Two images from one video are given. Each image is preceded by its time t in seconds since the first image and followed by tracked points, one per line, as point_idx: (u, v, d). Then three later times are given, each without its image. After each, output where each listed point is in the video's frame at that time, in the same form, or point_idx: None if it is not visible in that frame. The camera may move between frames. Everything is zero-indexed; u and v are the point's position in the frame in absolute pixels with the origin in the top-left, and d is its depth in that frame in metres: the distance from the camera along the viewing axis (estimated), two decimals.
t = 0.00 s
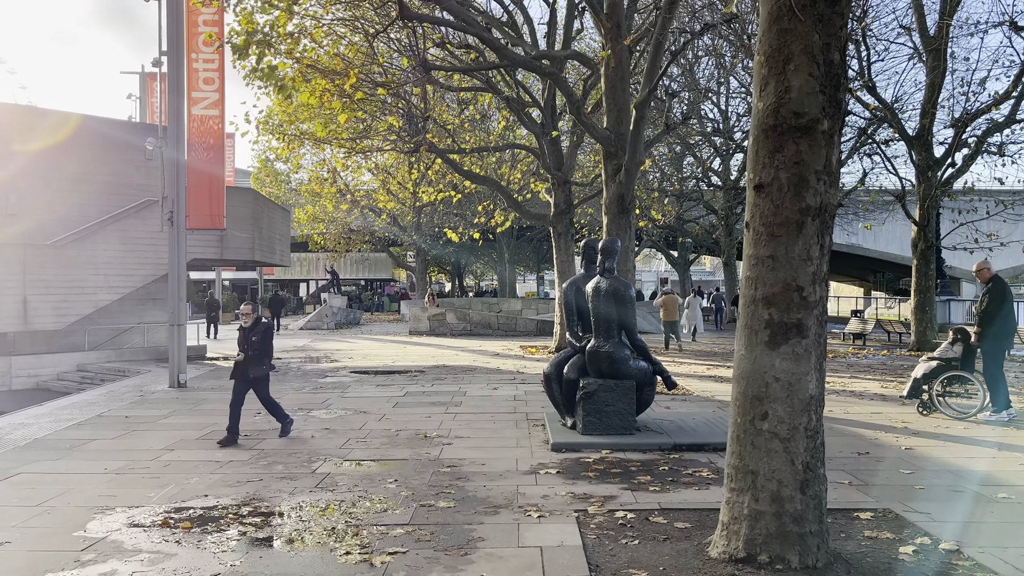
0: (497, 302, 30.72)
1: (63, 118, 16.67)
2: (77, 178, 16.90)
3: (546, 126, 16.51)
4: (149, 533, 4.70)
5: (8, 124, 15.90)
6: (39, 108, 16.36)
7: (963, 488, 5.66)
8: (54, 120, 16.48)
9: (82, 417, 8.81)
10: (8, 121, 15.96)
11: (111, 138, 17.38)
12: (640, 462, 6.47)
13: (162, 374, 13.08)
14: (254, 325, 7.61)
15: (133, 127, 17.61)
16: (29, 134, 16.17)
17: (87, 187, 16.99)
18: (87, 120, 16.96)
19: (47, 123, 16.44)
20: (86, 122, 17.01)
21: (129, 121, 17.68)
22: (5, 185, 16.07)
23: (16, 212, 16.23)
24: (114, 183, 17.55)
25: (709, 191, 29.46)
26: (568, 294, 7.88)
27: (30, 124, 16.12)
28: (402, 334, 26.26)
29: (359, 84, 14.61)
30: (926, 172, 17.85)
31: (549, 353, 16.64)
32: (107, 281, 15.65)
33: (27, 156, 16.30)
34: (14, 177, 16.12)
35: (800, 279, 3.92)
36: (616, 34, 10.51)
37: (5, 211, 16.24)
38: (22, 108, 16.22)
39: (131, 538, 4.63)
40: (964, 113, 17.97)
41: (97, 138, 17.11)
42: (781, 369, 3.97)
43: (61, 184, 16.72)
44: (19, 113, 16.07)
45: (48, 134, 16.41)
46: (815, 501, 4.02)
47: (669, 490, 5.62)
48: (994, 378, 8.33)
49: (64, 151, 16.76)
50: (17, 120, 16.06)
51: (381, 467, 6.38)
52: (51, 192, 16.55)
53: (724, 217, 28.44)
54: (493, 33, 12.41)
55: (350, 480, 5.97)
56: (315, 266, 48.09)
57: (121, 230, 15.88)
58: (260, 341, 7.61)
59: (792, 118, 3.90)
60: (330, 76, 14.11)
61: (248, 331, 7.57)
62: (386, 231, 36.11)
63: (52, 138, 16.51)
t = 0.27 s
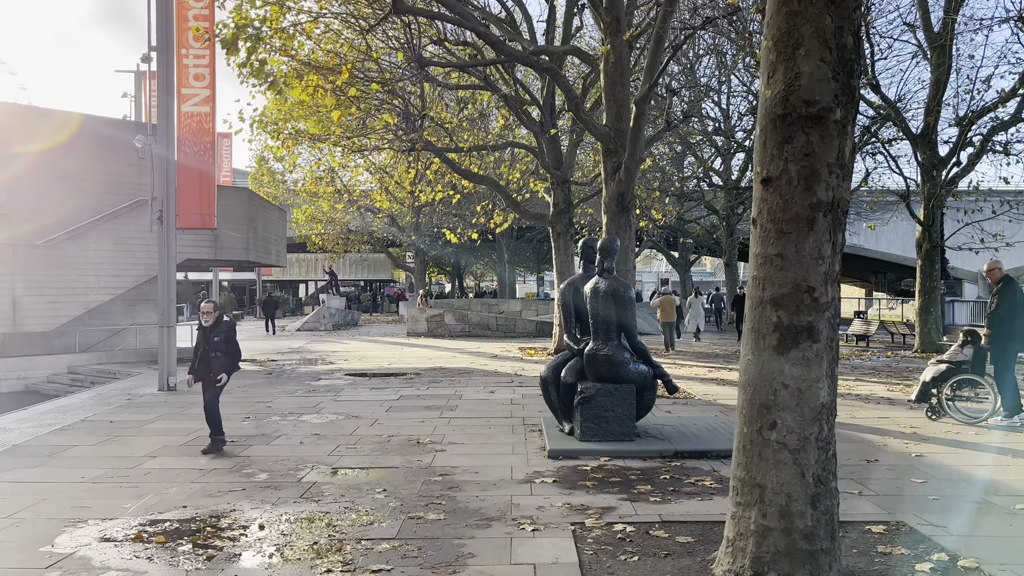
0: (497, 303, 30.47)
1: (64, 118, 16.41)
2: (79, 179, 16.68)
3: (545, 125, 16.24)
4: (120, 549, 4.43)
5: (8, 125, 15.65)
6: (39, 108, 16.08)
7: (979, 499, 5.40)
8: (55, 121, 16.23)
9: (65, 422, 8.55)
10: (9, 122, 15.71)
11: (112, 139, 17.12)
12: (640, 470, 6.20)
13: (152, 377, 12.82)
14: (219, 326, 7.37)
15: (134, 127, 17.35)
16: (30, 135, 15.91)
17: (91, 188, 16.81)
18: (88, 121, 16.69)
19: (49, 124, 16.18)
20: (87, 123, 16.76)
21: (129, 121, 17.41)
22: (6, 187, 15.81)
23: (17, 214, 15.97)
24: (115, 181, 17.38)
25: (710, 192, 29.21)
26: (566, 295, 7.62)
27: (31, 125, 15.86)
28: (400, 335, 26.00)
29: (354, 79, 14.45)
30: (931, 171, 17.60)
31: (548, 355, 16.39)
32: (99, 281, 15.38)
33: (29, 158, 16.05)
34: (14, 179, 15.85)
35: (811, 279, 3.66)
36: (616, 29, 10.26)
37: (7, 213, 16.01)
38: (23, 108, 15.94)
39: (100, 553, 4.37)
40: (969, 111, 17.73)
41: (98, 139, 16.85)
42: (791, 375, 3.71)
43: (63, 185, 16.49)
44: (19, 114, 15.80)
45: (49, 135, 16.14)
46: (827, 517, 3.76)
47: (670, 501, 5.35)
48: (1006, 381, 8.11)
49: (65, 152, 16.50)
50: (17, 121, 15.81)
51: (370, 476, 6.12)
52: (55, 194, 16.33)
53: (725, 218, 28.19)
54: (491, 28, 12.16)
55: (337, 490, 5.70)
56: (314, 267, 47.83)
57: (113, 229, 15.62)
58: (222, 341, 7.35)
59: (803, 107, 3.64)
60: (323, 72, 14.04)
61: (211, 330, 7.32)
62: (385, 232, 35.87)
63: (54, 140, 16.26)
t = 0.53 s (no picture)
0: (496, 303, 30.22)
1: (65, 118, 16.12)
2: (81, 180, 16.41)
3: (545, 123, 15.98)
4: (92, 565, 4.18)
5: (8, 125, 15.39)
6: (40, 108, 15.82)
7: (1000, 509, 5.14)
8: (56, 120, 15.95)
9: (49, 427, 8.30)
10: (9, 123, 15.46)
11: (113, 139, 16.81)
12: (642, 477, 5.96)
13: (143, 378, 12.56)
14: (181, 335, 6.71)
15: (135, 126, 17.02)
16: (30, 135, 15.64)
17: (93, 189, 16.53)
18: (90, 121, 16.40)
19: (49, 123, 15.90)
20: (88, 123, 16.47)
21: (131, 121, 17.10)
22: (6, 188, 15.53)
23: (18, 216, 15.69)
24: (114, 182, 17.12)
25: (711, 191, 28.95)
26: (566, 295, 7.36)
27: (31, 125, 15.62)
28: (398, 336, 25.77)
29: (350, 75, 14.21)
30: (937, 169, 17.33)
31: (548, 356, 16.13)
32: (91, 281, 15.15)
33: (30, 158, 15.76)
34: (15, 180, 15.57)
35: (828, 278, 3.41)
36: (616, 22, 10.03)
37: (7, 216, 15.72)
38: (23, 108, 15.68)
39: (70, 570, 4.11)
40: (975, 109, 17.46)
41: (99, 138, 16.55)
42: (806, 380, 3.45)
43: (63, 186, 16.19)
44: (20, 114, 15.55)
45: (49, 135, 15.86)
46: (844, 532, 3.50)
47: (675, 512, 5.08)
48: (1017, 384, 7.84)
49: (66, 153, 16.21)
50: (18, 121, 15.56)
51: (360, 484, 5.86)
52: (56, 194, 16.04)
53: (727, 217, 27.93)
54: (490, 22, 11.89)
55: (326, 500, 5.44)
56: (314, 267, 47.58)
57: (105, 227, 15.40)
58: (183, 353, 6.70)
59: (821, 93, 3.38)
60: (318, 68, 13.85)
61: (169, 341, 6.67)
62: (384, 232, 35.62)
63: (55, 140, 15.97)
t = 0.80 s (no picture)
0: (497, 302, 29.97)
1: (65, 118, 15.90)
2: (83, 179, 16.13)
3: (546, 119, 15.73)
4: None
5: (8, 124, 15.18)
6: (40, 108, 15.61)
7: None
8: (56, 120, 15.72)
9: (35, 429, 8.06)
10: (9, 122, 15.24)
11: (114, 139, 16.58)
12: (648, 483, 5.71)
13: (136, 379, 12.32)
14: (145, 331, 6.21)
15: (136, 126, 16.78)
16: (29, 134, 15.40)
17: (96, 188, 16.20)
18: (91, 121, 16.17)
19: (49, 123, 15.68)
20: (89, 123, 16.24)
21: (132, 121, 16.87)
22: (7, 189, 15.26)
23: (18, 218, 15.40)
24: (118, 184, 16.86)
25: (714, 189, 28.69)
26: (568, 294, 7.12)
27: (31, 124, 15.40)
28: (398, 336, 25.53)
29: (347, 70, 13.96)
30: (944, 166, 17.05)
31: (549, 356, 15.88)
32: (85, 280, 14.91)
33: (31, 158, 15.51)
34: (15, 180, 15.31)
35: (853, 274, 3.16)
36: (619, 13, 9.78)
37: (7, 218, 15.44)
38: (23, 108, 15.47)
39: None
40: (982, 105, 17.18)
41: (100, 139, 16.31)
42: (828, 384, 3.21)
43: (64, 187, 15.92)
44: (19, 113, 15.33)
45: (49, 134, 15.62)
46: (869, 545, 3.26)
47: (684, 521, 4.83)
48: None
49: (67, 153, 15.96)
50: (18, 121, 15.34)
51: (354, 490, 5.61)
52: (57, 194, 15.74)
53: (729, 216, 27.67)
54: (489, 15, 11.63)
55: (317, 508, 5.19)
56: (314, 267, 47.35)
57: (100, 226, 15.16)
58: (148, 350, 6.19)
59: (845, 75, 3.14)
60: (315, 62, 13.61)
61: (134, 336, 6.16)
62: (384, 231, 35.38)
63: (56, 140, 15.73)
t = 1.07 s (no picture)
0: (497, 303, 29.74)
1: (67, 119, 15.76)
2: (84, 179, 15.91)
3: (547, 117, 15.49)
4: None
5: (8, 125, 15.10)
6: (41, 108, 15.49)
7: None
8: (57, 120, 15.59)
9: (20, 435, 7.83)
10: (10, 123, 15.15)
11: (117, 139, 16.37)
12: (653, 493, 5.48)
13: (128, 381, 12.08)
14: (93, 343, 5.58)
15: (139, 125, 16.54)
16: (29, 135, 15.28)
17: (97, 189, 15.99)
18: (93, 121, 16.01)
19: (50, 123, 15.55)
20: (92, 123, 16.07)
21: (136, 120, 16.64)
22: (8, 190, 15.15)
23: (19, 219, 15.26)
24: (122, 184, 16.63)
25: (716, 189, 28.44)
26: (569, 296, 6.89)
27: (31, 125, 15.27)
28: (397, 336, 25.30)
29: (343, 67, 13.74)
30: (950, 165, 16.81)
31: (550, 357, 15.67)
32: (78, 280, 14.67)
33: (31, 158, 15.37)
34: (16, 181, 15.19)
35: (878, 276, 2.93)
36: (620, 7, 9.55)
37: (10, 219, 15.32)
38: (24, 108, 15.37)
39: None
40: (989, 103, 16.94)
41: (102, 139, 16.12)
42: (851, 395, 2.98)
43: (66, 188, 15.74)
44: (20, 114, 15.23)
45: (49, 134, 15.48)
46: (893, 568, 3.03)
47: (691, 535, 4.60)
48: None
49: (69, 153, 15.79)
50: (18, 121, 15.25)
51: (345, 501, 5.38)
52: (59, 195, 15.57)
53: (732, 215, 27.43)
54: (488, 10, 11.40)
55: (307, 520, 4.96)
56: (314, 267, 47.12)
57: (93, 226, 14.92)
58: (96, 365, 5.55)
59: (870, 62, 2.90)
60: (311, 59, 13.40)
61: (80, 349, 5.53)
62: (384, 231, 35.14)
63: (57, 140, 15.59)
